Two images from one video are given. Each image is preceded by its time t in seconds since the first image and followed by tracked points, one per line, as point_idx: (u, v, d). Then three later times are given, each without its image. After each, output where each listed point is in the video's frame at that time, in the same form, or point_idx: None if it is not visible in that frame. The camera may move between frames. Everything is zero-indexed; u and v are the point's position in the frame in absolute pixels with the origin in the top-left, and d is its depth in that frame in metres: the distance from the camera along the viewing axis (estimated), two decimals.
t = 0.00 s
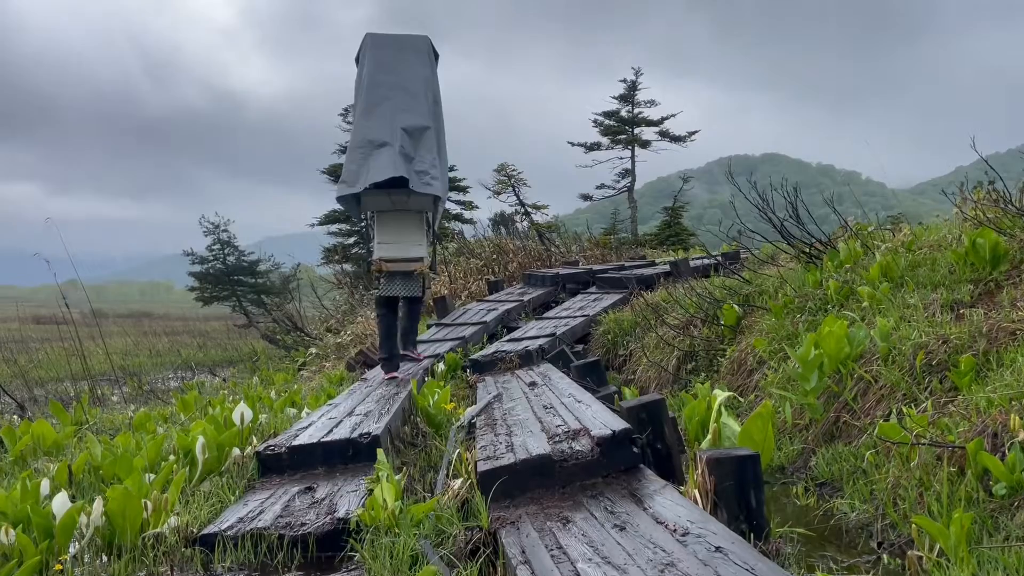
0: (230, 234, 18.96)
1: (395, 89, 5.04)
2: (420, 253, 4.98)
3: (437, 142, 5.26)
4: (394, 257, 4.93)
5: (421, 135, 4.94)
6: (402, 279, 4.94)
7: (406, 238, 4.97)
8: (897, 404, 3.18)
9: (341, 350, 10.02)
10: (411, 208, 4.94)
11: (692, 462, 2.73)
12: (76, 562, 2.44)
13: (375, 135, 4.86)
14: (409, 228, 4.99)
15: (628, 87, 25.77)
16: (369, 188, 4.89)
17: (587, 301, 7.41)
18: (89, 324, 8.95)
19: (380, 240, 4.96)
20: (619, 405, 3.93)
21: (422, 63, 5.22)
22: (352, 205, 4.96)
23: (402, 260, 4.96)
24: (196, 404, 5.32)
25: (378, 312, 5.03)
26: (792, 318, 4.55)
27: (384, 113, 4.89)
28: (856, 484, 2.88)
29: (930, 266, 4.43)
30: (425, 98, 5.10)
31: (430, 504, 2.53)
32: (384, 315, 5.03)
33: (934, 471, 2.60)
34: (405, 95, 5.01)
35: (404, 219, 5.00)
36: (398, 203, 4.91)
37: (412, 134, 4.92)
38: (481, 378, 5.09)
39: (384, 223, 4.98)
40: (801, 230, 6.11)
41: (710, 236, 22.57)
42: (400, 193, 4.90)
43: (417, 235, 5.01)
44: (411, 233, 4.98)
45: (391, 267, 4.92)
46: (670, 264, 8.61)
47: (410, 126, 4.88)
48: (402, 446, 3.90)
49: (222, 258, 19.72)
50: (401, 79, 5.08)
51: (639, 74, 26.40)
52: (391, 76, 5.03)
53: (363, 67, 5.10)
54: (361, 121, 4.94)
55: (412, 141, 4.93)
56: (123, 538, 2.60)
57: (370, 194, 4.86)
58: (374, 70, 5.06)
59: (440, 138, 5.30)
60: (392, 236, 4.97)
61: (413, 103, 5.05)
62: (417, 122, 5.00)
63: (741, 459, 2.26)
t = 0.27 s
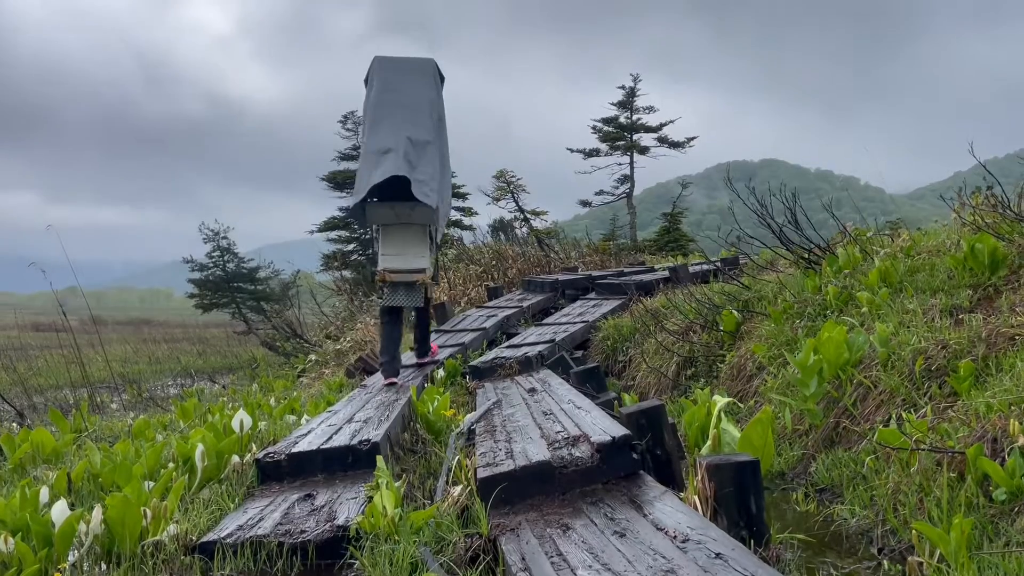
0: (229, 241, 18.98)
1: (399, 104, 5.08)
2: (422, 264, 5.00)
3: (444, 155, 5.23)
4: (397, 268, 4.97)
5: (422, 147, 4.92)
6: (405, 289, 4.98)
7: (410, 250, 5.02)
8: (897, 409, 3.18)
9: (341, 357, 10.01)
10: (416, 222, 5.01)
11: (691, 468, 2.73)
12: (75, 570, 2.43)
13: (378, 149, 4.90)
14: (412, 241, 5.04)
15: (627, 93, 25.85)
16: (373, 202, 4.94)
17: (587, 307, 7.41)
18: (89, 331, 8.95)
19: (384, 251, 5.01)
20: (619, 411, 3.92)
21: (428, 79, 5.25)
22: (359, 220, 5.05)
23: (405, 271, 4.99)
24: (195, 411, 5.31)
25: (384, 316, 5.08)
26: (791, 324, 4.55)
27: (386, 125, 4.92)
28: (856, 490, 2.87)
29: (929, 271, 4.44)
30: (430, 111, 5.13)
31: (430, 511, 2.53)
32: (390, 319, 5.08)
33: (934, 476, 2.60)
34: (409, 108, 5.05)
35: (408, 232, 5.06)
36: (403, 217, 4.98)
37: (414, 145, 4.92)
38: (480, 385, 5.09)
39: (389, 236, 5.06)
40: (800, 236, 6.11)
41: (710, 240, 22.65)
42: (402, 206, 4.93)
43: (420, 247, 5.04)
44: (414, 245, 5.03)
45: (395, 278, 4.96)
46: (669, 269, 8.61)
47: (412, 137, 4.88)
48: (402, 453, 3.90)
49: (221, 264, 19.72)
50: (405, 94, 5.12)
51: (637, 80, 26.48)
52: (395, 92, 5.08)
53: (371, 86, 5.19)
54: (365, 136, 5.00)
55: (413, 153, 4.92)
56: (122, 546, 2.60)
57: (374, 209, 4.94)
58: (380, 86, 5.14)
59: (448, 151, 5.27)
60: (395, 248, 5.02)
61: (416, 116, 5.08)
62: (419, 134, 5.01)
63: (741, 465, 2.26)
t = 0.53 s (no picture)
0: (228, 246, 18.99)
1: (406, 113, 5.29)
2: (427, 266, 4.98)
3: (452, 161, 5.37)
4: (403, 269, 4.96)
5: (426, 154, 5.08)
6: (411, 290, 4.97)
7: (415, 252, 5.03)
8: (897, 413, 3.18)
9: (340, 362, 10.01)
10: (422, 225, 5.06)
11: (691, 473, 2.73)
12: None
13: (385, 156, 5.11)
14: (418, 243, 5.04)
15: (625, 97, 25.91)
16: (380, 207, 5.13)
17: (586, 312, 7.41)
18: (88, 337, 8.95)
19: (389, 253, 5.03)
20: (618, 415, 3.93)
21: (436, 87, 5.44)
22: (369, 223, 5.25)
23: (412, 272, 4.98)
24: (194, 417, 5.31)
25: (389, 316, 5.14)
26: (790, 327, 4.55)
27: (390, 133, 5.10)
28: (855, 494, 2.87)
29: (928, 275, 4.45)
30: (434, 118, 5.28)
31: (429, 517, 2.53)
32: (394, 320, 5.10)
33: (934, 480, 2.60)
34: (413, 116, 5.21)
35: (416, 234, 5.13)
36: (408, 220, 5.06)
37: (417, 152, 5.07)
38: (480, 390, 5.08)
39: (395, 239, 5.11)
40: (799, 239, 6.12)
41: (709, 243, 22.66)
42: (408, 210, 5.07)
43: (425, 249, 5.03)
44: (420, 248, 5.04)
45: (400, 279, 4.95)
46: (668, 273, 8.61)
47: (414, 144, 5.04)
48: (401, 459, 3.89)
49: (221, 269, 19.73)
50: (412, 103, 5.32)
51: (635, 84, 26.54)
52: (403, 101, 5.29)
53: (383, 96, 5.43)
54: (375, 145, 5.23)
55: (417, 160, 5.08)
56: (121, 554, 2.59)
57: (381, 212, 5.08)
58: (389, 95, 5.35)
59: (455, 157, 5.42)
60: (401, 250, 5.03)
61: (421, 125, 5.25)
62: (423, 142, 5.18)
63: (741, 470, 2.25)
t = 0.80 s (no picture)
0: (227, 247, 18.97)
1: (406, 110, 5.58)
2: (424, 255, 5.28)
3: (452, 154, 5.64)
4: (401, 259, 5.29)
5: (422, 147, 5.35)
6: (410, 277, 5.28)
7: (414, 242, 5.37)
8: (896, 412, 3.18)
9: (340, 363, 10.00)
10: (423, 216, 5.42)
11: (691, 472, 2.73)
12: None
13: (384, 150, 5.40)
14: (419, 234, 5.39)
15: (624, 97, 25.91)
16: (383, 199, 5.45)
17: (585, 312, 7.41)
18: (87, 339, 8.94)
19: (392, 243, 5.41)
20: (618, 415, 3.93)
21: (437, 84, 5.70)
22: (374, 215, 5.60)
23: (411, 261, 5.30)
24: (193, 419, 5.30)
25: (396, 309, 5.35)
26: (790, 327, 4.55)
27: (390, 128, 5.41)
28: (855, 493, 2.88)
29: (927, 273, 4.45)
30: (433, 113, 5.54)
31: (429, 517, 2.53)
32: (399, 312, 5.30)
33: (934, 479, 2.60)
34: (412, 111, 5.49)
35: (418, 225, 5.47)
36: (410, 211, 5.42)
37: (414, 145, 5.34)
38: (480, 390, 5.08)
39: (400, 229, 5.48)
40: (798, 238, 6.12)
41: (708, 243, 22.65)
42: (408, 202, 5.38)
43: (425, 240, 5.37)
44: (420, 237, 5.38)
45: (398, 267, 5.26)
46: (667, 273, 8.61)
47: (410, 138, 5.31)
48: (401, 459, 3.89)
49: (220, 271, 19.72)
50: (412, 101, 5.61)
51: (634, 84, 26.54)
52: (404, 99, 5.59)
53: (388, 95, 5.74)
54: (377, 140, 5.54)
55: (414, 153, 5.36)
56: (121, 555, 2.59)
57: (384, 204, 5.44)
58: (392, 94, 5.66)
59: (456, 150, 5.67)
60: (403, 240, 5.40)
61: (419, 120, 5.53)
62: (420, 136, 5.44)
63: (741, 470, 2.26)
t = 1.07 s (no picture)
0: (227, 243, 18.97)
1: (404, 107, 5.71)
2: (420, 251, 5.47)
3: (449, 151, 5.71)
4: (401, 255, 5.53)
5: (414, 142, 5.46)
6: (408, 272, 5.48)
7: (412, 238, 5.61)
8: (897, 405, 3.19)
9: (340, 359, 10.00)
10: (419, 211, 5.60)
11: (691, 467, 2.73)
12: None
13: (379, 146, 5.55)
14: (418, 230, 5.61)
15: (623, 91, 25.88)
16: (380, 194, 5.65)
17: (586, 307, 7.41)
18: (87, 336, 8.95)
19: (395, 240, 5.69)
20: (618, 410, 3.93)
21: (438, 82, 5.81)
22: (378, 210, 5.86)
23: (410, 257, 5.53)
24: (194, 415, 5.31)
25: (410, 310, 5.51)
26: (790, 321, 4.56)
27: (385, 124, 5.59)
28: (856, 486, 2.88)
29: (927, 267, 4.45)
30: (428, 108, 5.65)
31: (430, 512, 2.54)
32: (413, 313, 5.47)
33: (934, 472, 2.61)
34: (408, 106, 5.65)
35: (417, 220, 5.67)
36: (409, 207, 5.65)
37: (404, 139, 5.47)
38: (480, 386, 5.08)
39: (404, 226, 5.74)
40: (798, 232, 6.11)
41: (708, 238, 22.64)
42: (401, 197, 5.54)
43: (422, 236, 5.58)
44: (419, 234, 5.60)
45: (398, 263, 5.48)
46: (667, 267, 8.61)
47: (401, 133, 5.46)
48: (402, 455, 3.89)
49: (220, 267, 19.71)
50: (412, 98, 5.74)
51: (633, 78, 26.51)
52: (404, 96, 5.73)
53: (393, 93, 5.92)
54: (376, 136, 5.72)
55: (405, 148, 5.46)
56: (123, 551, 2.60)
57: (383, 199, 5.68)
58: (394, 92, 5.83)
59: (454, 147, 5.74)
60: (405, 237, 5.66)
61: (415, 116, 5.64)
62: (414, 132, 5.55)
63: (741, 463, 2.26)
